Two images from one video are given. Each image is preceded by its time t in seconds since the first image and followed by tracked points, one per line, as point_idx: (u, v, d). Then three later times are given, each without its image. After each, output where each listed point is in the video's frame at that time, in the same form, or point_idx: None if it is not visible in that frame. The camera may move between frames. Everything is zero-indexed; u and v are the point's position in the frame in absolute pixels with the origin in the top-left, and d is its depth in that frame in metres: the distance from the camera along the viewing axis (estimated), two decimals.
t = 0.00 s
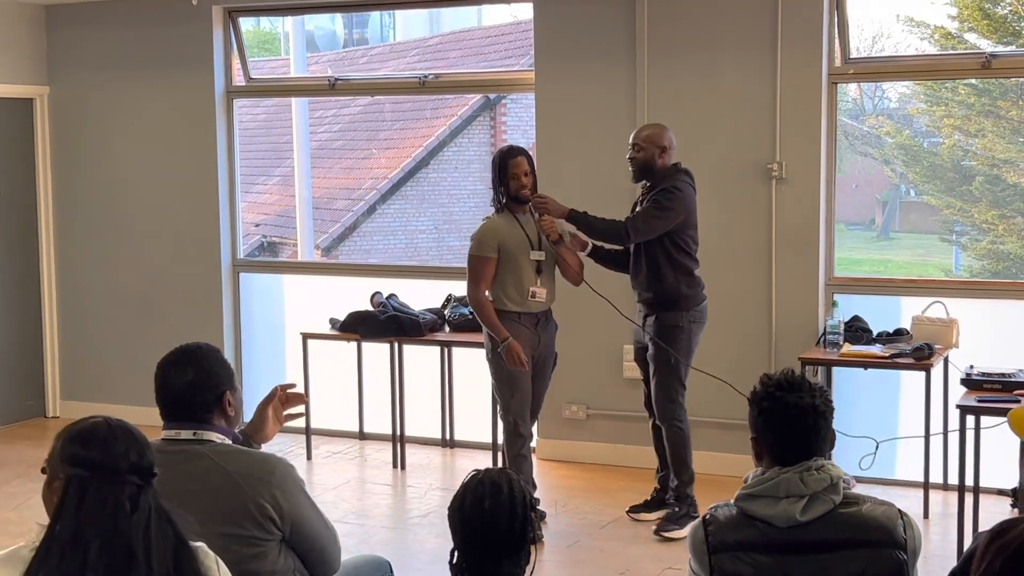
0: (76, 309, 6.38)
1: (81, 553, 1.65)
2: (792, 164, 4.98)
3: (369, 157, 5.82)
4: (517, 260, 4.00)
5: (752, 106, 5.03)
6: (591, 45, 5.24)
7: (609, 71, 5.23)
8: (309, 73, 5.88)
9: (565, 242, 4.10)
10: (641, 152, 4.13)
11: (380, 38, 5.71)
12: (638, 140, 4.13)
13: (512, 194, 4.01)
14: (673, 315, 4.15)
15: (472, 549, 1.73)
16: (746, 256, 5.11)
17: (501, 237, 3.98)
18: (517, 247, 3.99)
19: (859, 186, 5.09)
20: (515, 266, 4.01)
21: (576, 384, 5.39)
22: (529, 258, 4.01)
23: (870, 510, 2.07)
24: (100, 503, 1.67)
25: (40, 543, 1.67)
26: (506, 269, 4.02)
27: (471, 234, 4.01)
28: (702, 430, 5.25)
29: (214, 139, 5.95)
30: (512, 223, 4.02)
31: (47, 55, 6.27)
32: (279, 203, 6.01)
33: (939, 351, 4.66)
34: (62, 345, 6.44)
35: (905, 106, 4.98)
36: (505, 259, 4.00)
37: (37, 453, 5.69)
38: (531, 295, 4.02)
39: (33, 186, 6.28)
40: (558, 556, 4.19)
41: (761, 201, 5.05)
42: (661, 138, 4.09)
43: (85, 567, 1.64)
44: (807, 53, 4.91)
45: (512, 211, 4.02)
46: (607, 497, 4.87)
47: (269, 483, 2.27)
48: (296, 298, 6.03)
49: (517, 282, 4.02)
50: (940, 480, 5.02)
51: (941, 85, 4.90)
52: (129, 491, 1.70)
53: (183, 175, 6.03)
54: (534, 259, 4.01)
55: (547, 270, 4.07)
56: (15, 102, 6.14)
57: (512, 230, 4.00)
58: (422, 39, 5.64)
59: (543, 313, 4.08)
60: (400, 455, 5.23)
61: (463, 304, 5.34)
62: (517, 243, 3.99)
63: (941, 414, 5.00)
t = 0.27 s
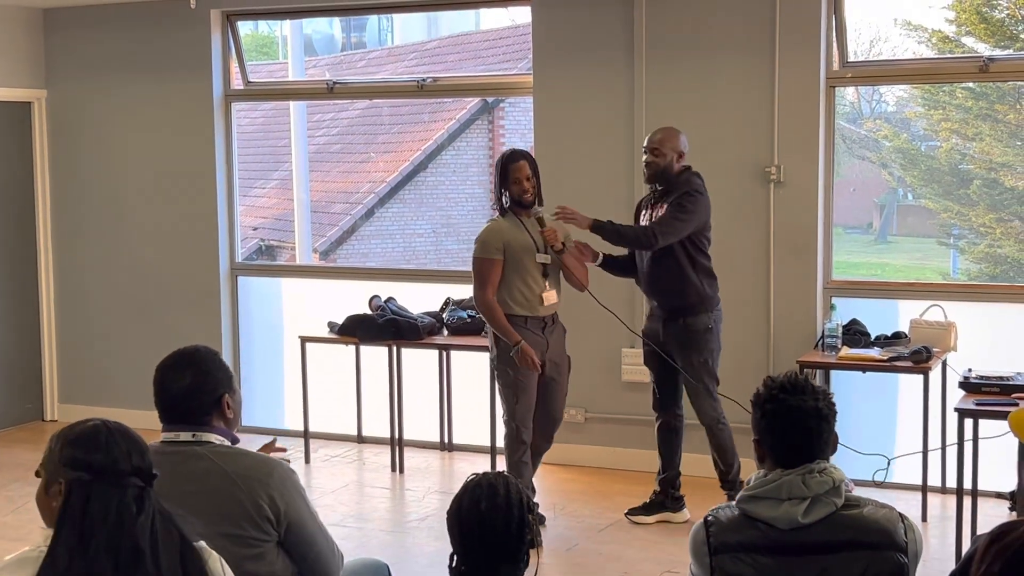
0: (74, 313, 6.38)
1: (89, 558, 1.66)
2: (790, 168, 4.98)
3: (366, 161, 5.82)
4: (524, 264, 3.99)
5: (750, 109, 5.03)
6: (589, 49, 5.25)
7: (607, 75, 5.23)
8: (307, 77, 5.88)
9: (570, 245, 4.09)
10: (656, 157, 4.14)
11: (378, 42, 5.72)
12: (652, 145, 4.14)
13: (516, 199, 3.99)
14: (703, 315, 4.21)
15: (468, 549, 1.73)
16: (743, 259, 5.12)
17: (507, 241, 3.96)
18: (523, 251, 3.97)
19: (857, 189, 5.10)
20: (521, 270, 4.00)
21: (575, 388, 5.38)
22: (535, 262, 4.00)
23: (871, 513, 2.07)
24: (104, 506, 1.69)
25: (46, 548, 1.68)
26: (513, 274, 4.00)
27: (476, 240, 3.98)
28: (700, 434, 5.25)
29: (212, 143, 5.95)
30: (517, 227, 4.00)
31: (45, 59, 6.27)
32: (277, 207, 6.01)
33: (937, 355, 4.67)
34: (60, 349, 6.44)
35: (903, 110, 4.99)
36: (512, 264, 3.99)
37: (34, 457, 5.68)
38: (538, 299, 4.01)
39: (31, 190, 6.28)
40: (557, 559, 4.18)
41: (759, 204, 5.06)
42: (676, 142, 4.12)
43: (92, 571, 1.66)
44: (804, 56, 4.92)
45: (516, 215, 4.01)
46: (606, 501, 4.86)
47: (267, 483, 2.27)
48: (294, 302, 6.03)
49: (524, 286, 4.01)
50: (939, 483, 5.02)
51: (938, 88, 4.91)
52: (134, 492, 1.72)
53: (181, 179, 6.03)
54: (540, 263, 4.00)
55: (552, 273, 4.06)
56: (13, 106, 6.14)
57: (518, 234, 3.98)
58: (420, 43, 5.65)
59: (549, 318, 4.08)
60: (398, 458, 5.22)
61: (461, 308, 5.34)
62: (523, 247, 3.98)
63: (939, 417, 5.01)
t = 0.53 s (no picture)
0: (71, 317, 6.37)
1: (91, 565, 1.66)
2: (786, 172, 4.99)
3: (363, 165, 5.82)
4: (523, 271, 3.99)
5: (747, 114, 5.04)
6: (586, 53, 5.25)
7: (604, 79, 5.23)
8: (304, 81, 5.88)
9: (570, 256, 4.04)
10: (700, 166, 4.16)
11: (375, 46, 5.72)
12: (693, 155, 4.14)
13: (522, 203, 3.99)
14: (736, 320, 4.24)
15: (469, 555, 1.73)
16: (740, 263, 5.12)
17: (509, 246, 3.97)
18: (523, 258, 3.97)
19: (854, 193, 5.10)
20: (521, 277, 4.00)
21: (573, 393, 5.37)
22: (536, 270, 3.99)
23: (868, 518, 2.07)
24: (108, 514, 1.69)
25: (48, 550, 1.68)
26: (512, 280, 4.01)
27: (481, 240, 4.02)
28: (697, 438, 5.25)
29: (209, 147, 5.95)
30: (522, 232, 4.00)
31: (42, 63, 6.27)
32: (274, 211, 6.01)
33: (934, 358, 4.66)
34: (56, 353, 6.43)
35: (900, 114, 4.99)
36: (512, 269, 3.99)
37: (31, 461, 5.68)
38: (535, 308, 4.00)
39: (28, 195, 6.28)
40: (554, 563, 4.18)
41: (756, 209, 5.06)
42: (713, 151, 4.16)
43: None
44: (801, 61, 4.92)
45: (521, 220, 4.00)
46: (602, 505, 4.86)
47: (256, 483, 2.27)
48: (291, 306, 6.03)
49: (522, 293, 4.01)
50: (935, 487, 5.02)
51: (935, 93, 4.92)
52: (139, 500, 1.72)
53: (178, 183, 6.03)
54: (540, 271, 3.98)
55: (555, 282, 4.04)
56: (10, 110, 6.14)
57: (520, 240, 3.98)
58: (417, 48, 5.65)
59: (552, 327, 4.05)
60: (395, 462, 5.22)
61: (457, 312, 5.34)
62: (524, 254, 3.97)
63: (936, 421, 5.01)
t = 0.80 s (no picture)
0: (68, 321, 6.37)
1: (86, 567, 1.66)
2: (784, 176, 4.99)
3: (361, 168, 5.82)
4: (531, 276, 3.98)
5: (744, 117, 5.04)
6: (583, 57, 5.26)
7: (601, 83, 5.24)
8: (302, 84, 5.89)
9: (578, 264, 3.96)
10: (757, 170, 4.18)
11: (373, 49, 5.72)
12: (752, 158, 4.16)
13: (536, 207, 3.98)
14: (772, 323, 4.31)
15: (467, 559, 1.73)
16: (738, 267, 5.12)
17: (518, 249, 3.98)
18: (531, 262, 3.97)
19: (851, 197, 5.11)
20: (529, 282, 3.99)
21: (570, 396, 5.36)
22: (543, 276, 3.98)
23: (865, 523, 2.07)
24: (107, 519, 1.69)
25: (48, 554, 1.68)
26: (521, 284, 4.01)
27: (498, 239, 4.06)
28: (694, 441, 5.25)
29: (206, 151, 5.95)
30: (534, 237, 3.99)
31: (39, 67, 6.27)
32: (271, 214, 6.01)
33: (931, 361, 4.67)
34: (53, 357, 6.42)
35: (897, 117, 5.00)
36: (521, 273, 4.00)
37: (28, 465, 5.67)
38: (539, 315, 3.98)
39: (25, 199, 6.27)
40: (552, 567, 4.18)
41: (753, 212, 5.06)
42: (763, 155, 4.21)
43: None
44: (798, 65, 4.92)
45: (534, 225, 3.98)
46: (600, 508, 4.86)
47: (247, 487, 2.27)
48: (288, 309, 6.03)
49: (529, 299, 4.00)
50: (933, 490, 5.02)
51: (932, 96, 4.93)
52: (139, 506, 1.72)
53: (175, 186, 6.03)
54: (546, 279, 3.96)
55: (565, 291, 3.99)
56: (7, 114, 6.14)
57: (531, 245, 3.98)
58: (415, 51, 5.65)
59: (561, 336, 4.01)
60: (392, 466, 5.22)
61: (455, 315, 5.34)
62: (532, 259, 3.97)
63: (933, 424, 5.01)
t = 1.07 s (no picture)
0: (65, 324, 6.36)
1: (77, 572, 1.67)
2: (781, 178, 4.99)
3: (359, 171, 5.82)
4: (553, 277, 4.00)
5: (742, 119, 5.04)
6: (581, 59, 5.26)
7: (599, 86, 5.24)
8: (299, 87, 5.88)
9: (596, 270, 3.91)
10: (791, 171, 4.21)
11: (371, 52, 5.72)
12: (791, 159, 4.18)
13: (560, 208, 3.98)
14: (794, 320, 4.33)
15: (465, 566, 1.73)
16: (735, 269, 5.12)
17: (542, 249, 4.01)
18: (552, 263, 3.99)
19: (848, 199, 5.11)
20: (550, 283, 4.00)
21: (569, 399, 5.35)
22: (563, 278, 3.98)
23: (864, 526, 2.07)
24: (106, 524, 1.69)
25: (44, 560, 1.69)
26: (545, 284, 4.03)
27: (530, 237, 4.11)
28: (693, 443, 5.25)
29: (203, 154, 5.94)
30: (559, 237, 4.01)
31: (37, 70, 6.27)
32: (269, 217, 6.01)
33: (929, 364, 4.67)
34: (51, 360, 6.41)
35: (894, 119, 5.01)
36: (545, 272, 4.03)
37: (26, 468, 5.66)
38: (558, 317, 3.98)
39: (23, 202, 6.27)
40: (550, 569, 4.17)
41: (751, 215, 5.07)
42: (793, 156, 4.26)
43: None
44: (795, 67, 4.93)
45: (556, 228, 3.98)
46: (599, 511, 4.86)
47: (243, 495, 2.26)
48: (286, 312, 6.03)
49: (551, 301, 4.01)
50: (930, 492, 5.03)
51: (929, 98, 4.93)
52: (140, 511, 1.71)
53: (173, 189, 6.02)
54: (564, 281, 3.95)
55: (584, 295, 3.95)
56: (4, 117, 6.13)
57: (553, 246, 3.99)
58: (412, 54, 5.65)
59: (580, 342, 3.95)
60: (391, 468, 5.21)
61: (453, 318, 5.33)
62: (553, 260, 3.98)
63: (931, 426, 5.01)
